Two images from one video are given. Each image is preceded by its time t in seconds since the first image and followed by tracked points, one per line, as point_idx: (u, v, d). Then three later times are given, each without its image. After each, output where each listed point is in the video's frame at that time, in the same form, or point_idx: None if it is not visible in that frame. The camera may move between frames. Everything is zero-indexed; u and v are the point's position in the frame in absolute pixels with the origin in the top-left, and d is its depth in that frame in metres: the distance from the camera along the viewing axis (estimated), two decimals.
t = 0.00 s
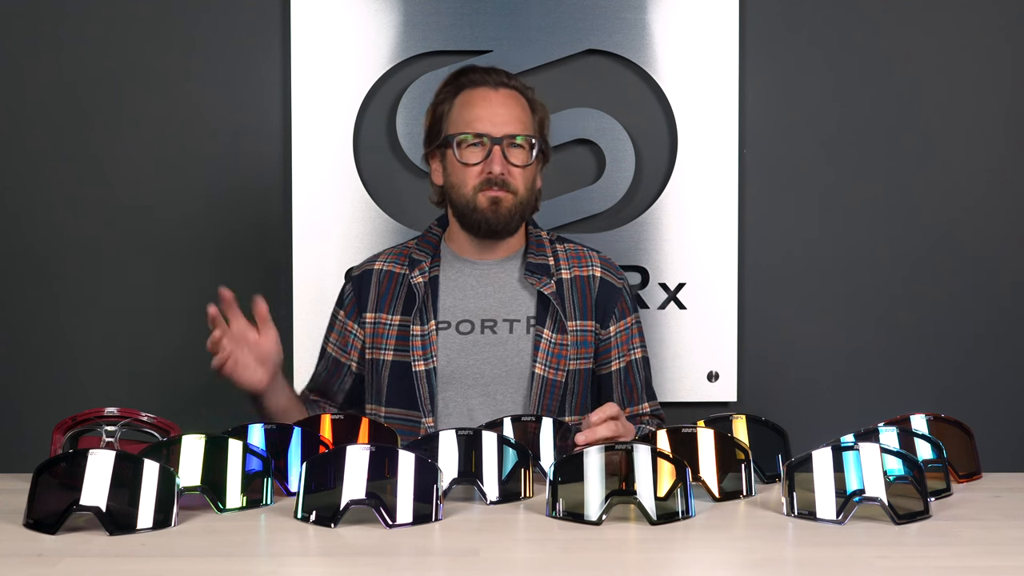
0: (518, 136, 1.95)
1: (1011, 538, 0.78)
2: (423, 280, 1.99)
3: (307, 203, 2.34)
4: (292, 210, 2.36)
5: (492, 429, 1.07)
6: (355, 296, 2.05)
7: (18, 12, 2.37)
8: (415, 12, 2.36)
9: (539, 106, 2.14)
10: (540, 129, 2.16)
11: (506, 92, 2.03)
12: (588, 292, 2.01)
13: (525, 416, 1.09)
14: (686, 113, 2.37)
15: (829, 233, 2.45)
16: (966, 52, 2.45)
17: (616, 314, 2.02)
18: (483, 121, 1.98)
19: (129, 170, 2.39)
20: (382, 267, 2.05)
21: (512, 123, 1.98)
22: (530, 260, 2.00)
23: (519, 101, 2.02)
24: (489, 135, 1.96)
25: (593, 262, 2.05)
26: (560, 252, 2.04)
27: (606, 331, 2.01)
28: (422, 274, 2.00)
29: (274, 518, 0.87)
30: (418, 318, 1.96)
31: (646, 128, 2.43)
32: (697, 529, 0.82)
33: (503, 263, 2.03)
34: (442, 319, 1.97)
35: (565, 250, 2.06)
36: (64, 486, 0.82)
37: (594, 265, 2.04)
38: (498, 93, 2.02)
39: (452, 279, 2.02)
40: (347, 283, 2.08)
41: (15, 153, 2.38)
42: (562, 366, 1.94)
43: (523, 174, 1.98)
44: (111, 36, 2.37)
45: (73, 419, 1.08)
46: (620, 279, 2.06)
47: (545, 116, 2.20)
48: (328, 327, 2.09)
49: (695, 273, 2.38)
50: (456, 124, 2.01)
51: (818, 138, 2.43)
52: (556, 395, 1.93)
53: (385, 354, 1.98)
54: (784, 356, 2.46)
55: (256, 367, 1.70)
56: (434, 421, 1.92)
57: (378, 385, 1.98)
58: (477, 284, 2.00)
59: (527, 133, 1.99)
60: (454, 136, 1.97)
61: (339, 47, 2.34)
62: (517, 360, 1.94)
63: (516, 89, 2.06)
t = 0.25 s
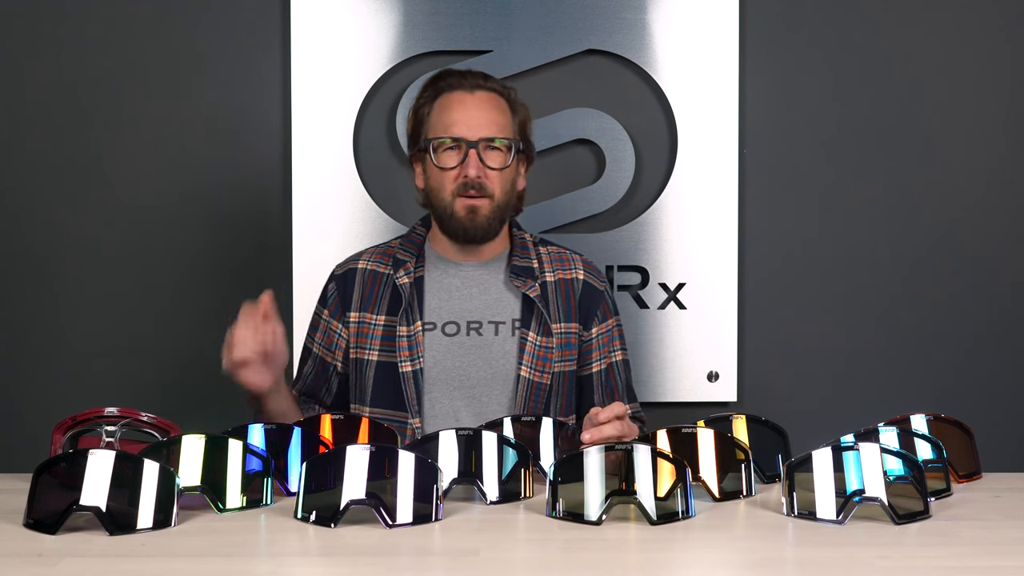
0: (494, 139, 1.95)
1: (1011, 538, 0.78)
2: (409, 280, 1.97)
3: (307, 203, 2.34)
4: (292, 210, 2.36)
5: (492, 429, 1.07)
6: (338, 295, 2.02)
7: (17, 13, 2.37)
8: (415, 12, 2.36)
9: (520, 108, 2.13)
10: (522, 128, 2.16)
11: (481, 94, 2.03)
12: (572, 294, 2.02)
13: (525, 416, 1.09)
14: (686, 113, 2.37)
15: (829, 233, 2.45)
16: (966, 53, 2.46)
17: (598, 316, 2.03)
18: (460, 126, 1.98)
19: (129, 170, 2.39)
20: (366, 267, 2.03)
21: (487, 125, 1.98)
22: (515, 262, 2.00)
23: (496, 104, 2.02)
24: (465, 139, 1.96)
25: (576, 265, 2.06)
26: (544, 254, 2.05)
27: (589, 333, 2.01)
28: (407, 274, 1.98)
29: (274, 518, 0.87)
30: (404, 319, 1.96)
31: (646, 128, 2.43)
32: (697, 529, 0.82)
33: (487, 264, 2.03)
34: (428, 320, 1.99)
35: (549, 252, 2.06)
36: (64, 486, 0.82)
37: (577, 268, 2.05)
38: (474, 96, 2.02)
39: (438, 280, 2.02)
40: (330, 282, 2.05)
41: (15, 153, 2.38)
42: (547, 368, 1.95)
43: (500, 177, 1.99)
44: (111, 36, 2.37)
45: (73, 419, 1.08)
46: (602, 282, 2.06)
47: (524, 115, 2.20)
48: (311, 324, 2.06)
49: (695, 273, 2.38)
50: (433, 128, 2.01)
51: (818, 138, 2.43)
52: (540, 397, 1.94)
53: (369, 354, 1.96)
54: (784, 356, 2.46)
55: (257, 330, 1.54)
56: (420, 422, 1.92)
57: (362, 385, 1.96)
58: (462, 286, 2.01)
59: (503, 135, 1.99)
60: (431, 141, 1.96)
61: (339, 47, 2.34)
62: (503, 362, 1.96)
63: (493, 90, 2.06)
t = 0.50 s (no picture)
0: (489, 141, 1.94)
1: (1012, 538, 0.78)
2: (388, 285, 1.97)
3: (307, 204, 2.34)
4: (291, 210, 2.36)
5: (492, 429, 1.07)
6: (318, 302, 2.03)
7: (18, 13, 2.37)
8: (415, 12, 2.36)
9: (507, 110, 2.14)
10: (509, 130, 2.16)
11: (476, 95, 2.02)
12: (551, 294, 2.02)
13: (526, 416, 1.09)
14: (686, 113, 2.37)
15: (829, 233, 2.45)
16: (966, 54, 2.46)
17: (577, 315, 2.04)
18: (455, 126, 1.97)
19: (128, 170, 2.39)
20: (344, 272, 2.03)
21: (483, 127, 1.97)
22: (494, 264, 2.00)
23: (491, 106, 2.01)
24: (460, 140, 1.95)
25: (554, 264, 2.07)
26: (522, 255, 2.06)
27: (567, 332, 2.02)
28: (387, 279, 1.98)
29: (274, 518, 0.87)
30: (385, 324, 1.95)
31: (646, 127, 2.43)
32: (697, 529, 0.82)
33: (468, 267, 2.03)
34: (408, 325, 1.97)
35: (527, 252, 2.07)
36: (64, 486, 0.82)
37: (555, 267, 2.06)
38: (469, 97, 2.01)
39: (417, 283, 2.01)
40: (308, 288, 2.05)
41: (15, 153, 2.38)
42: (528, 370, 1.94)
43: (493, 179, 1.98)
44: (111, 36, 2.37)
45: (73, 419, 1.08)
46: (580, 280, 2.07)
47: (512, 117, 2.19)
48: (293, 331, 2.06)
49: (694, 273, 2.38)
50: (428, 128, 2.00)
51: (818, 138, 2.43)
52: (522, 398, 1.94)
53: (349, 360, 1.98)
54: (784, 356, 2.46)
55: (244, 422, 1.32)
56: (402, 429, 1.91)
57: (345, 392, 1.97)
58: (441, 289, 2.00)
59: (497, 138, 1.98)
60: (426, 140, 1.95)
61: (339, 47, 2.34)
62: (484, 365, 1.95)
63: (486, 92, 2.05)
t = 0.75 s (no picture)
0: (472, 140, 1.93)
1: (1012, 538, 0.78)
2: (377, 288, 1.98)
3: (307, 204, 2.34)
4: (291, 210, 2.36)
5: (492, 429, 1.06)
6: (308, 304, 2.03)
7: (18, 13, 2.37)
8: (415, 12, 2.36)
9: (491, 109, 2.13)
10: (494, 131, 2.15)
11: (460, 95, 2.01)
12: (541, 295, 2.02)
13: (526, 416, 1.09)
14: (686, 113, 2.37)
15: (830, 233, 2.45)
16: (966, 54, 2.46)
17: (568, 315, 2.03)
18: (439, 126, 1.97)
19: (128, 170, 2.39)
20: (334, 274, 2.04)
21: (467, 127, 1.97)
22: (484, 265, 2.00)
23: (474, 106, 2.01)
24: (444, 139, 1.95)
25: (544, 264, 2.07)
26: (512, 254, 2.05)
27: (558, 333, 2.02)
28: (376, 282, 1.98)
29: (273, 518, 0.87)
30: (374, 328, 1.95)
31: (645, 127, 2.43)
32: (698, 529, 0.82)
33: (458, 269, 2.02)
34: (398, 328, 1.97)
35: (517, 252, 2.07)
36: (64, 486, 0.82)
37: (545, 267, 2.06)
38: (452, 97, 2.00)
39: (407, 285, 2.01)
40: (298, 289, 2.05)
41: (15, 153, 2.38)
42: (518, 374, 1.94)
43: (478, 179, 1.97)
44: (111, 36, 2.37)
45: (72, 419, 1.08)
46: (570, 280, 2.07)
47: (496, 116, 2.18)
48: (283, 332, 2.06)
49: (694, 273, 2.38)
50: (411, 128, 2.00)
51: (819, 138, 2.43)
52: (513, 402, 1.94)
53: (339, 363, 1.98)
54: (784, 356, 2.46)
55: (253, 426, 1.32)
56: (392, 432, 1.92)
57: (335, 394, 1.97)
58: (431, 291, 2.00)
59: (481, 137, 1.98)
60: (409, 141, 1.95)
61: (339, 47, 2.34)
62: (474, 368, 1.95)
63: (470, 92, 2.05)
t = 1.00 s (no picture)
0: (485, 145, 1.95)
1: (1012, 538, 0.78)
2: (393, 287, 1.98)
3: (307, 204, 2.34)
4: (292, 210, 2.36)
5: (492, 429, 1.07)
6: (326, 303, 2.04)
7: (18, 13, 2.37)
8: (415, 12, 2.36)
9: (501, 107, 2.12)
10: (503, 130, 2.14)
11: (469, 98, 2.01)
12: (558, 293, 2.01)
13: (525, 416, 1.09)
14: (686, 113, 2.37)
15: (830, 233, 2.45)
16: (965, 54, 2.46)
17: (586, 313, 2.02)
18: (450, 133, 1.96)
19: (128, 170, 2.38)
20: (350, 272, 2.04)
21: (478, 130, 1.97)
22: (499, 263, 1.99)
23: (485, 109, 2.00)
24: (456, 147, 1.96)
25: (562, 260, 2.05)
26: (529, 252, 2.04)
27: (576, 331, 2.01)
28: (391, 281, 1.99)
29: (274, 518, 0.87)
30: (390, 327, 1.96)
31: (645, 127, 2.43)
32: (697, 529, 0.82)
33: (473, 268, 2.01)
34: (414, 326, 1.98)
35: (534, 249, 2.05)
36: (64, 486, 0.82)
37: (562, 264, 2.04)
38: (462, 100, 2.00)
39: (423, 284, 2.01)
40: (316, 288, 2.06)
41: (15, 153, 2.38)
42: (534, 372, 1.94)
43: (491, 182, 1.98)
44: (111, 36, 2.37)
45: (73, 419, 1.08)
46: (589, 276, 2.05)
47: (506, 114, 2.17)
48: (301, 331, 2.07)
49: (695, 273, 2.38)
50: (423, 134, 1.99)
51: (819, 138, 2.43)
52: (529, 400, 1.95)
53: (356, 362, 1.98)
54: (785, 355, 2.46)
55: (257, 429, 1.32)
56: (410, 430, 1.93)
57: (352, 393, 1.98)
58: (447, 290, 2.00)
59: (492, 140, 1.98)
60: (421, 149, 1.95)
61: (339, 47, 2.34)
62: (490, 366, 1.95)
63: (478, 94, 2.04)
